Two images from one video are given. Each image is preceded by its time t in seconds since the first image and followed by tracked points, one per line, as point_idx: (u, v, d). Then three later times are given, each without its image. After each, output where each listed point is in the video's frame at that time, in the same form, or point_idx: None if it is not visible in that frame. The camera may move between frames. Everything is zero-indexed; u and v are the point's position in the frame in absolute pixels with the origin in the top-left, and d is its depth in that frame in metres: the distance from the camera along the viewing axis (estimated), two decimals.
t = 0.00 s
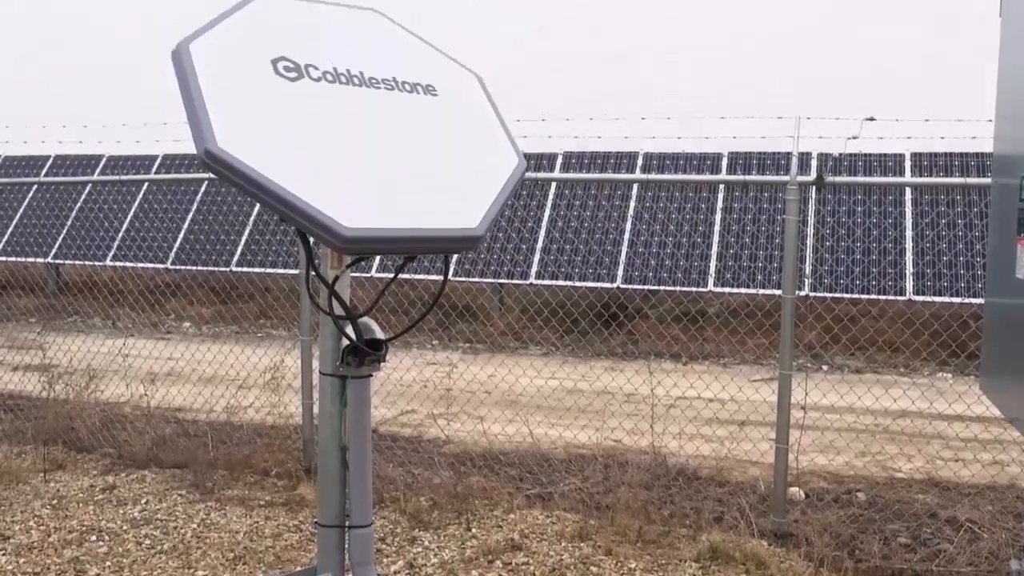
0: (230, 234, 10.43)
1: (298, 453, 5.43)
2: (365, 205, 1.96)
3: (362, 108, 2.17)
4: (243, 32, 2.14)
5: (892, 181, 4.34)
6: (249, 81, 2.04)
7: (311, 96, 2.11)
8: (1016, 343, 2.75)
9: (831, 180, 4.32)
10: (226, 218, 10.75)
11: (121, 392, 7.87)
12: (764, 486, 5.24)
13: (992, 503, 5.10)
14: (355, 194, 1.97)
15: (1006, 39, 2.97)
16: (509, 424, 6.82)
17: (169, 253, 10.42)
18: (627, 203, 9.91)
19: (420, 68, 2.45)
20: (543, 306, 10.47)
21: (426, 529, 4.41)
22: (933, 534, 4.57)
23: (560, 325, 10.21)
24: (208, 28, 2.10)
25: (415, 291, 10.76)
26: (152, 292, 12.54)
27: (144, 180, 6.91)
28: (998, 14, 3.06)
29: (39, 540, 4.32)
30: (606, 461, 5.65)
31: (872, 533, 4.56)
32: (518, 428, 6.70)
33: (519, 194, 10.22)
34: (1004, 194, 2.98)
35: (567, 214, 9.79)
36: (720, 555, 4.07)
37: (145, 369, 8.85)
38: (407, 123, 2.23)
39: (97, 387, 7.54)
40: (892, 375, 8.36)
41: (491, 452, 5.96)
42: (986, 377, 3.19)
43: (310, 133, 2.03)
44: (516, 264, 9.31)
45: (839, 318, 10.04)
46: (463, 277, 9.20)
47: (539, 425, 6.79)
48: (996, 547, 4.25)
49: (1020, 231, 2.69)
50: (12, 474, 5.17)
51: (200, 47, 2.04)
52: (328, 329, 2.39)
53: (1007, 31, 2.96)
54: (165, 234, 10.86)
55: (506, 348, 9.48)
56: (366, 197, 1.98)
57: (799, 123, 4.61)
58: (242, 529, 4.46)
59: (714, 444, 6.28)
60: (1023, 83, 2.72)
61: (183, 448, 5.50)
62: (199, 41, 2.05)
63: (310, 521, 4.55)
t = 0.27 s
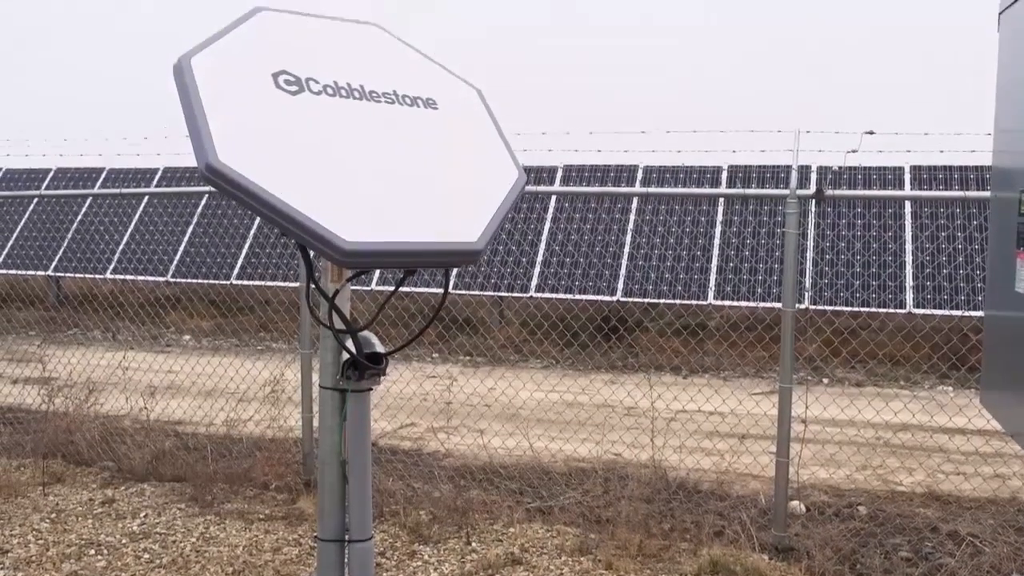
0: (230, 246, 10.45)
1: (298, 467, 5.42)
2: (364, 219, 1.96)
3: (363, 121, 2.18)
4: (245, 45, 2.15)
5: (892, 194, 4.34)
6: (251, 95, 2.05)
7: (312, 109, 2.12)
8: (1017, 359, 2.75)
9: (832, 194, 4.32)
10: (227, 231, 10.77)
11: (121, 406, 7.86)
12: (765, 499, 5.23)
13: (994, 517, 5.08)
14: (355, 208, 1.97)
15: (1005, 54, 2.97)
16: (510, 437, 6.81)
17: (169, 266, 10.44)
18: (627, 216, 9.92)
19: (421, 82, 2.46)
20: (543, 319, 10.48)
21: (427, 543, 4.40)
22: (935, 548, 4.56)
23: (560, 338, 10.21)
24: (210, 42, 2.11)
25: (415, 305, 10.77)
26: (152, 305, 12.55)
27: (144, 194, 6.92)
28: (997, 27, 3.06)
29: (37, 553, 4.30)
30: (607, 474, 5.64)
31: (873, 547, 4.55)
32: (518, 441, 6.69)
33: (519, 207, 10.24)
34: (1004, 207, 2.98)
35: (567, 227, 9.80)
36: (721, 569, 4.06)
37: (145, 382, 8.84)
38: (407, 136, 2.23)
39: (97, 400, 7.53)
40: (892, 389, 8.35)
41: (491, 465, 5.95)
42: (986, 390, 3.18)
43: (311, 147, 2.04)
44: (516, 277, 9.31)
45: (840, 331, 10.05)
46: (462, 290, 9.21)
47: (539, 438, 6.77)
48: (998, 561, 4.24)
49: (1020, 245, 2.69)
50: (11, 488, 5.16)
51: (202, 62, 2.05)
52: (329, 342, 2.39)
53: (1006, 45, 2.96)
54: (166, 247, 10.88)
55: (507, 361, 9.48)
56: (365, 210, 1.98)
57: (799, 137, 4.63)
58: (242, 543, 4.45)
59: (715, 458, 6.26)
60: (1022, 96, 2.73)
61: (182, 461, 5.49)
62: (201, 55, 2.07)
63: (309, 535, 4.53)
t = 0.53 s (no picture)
0: (232, 261, 10.47)
1: (298, 481, 5.41)
2: (365, 234, 1.97)
3: (364, 136, 2.19)
4: (247, 61, 2.16)
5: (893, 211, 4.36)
6: (253, 109, 2.06)
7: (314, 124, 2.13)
8: (1017, 375, 2.75)
9: (832, 207, 4.31)
10: (227, 246, 10.79)
11: (121, 420, 7.85)
12: (767, 515, 5.21)
13: (997, 532, 5.07)
14: (356, 223, 1.98)
15: (1004, 68, 2.98)
16: (510, 452, 6.80)
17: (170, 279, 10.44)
18: (628, 231, 9.93)
19: (422, 97, 2.48)
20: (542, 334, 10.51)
21: (428, 558, 4.38)
22: (937, 564, 4.54)
23: (560, 353, 10.23)
24: (212, 58, 2.12)
25: (415, 319, 10.77)
26: (153, 319, 12.57)
27: (145, 209, 6.92)
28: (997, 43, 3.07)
29: (36, 569, 4.29)
30: (608, 489, 5.63)
31: (875, 562, 4.54)
32: (519, 456, 6.68)
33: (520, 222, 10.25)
34: (1003, 222, 2.99)
35: (567, 241, 9.84)
36: None
37: (146, 397, 8.83)
38: (408, 151, 2.24)
39: (97, 414, 7.52)
40: (894, 403, 8.34)
41: (492, 480, 5.94)
42: (985, 405, 3.19)
43: (312, 161, 2.05)
44: (517, 292, 9.31)
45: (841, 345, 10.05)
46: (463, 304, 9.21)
47: (540, 453, 6.76)
48: None
49: (1020, 261, 2.70)
50: (11, 503, 5.15)
51: (203, 77, 2.07)
52: (329, 357, 2.39)
53: (1006, 61, 2.97)
54: (167, 261, 10.90)
55: (507, 376, 9.47)
56: (367, 226, 1.99)
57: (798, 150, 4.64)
58: (242, 558, 4.44)
59: (716, 473, 6.25)
60: (1021, 113, 2.73)
61: (182, 476, 5.49)
62: (204, 71, 2.08)
63: (310, 550, 4.52)
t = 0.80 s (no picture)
0: (233, 269, 10.48)
1: (298, 490, 5.40)
2: (364, 242, 1.97)
3: (363, 145, 2.20)
4: (247, 71, 2.17)
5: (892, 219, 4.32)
6: (253, 118, 2.07)
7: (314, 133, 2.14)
8: (1017, 383, 2.74)
9: (832, 216, 4.31)
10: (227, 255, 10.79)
11: (120, 429, 7.83)
12: (767, 524, 5.20)
13: (998, 541, 5.07)
14: (356, 233, 1.98)
15: (1003, 76, 2.97)
16: (510, 461, 6.79)
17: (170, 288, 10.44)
18: (628, 240, 9.94)
19: (422, 106, 2.48)
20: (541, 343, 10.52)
21: (427, 568, 4.37)
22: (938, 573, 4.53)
23: (560, 362, 10.24)
24: (212, 68, 2.13)
25: (415, 328, 10.78)
26: (153, 328, 12.58)
27: (144, 219, 6.92)
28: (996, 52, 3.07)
29: None
30: (608, 498, 5.62)
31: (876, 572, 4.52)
32: (519, 465, 6.67)
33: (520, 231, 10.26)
34: (1003, 229, 2.98)
35: (567, 250, 9.85)
36: None
37: (145, 405, 8.82)
38: (408, 160, 2.25)
39: (97, 424, 7.51)
40: (894, 412, 8.33)
41: (491, 489, 5.93)
42: (985, 414, 3.18)
43: (311, 170, 2.05)
44: (516, 301, 9.30)
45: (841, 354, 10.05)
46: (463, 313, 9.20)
47: (540, 462, 6.76)
48: None
49: (1020, 270, 2.70)
50: (10, 512, 5.14)
51: (203, 87, 2.07)
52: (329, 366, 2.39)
53: (1005, 69, 2.97)
54: (167, 271, 10.90)
55: (507, 385, 9.47)
56: (367, 234, 1.99)
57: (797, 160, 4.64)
58: (241, 567, 4.43)
59: (716, 482, 6.24)
60: (1021, 122, 2.73)
61: (181, 485, 5.47)
62: (204, 81, 2.09)
63: (309, 560, 4.51)
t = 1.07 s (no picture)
0: (231, 276, 10.49)
1: (296, 497, 5.39)
2: (364, 249, 1.98)
3: (363, 152, 2.20)
4: (247, 78, 2.17)
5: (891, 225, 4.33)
6: (252, 125, 2.07)
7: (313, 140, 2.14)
8: (1016, 390, 2.73)
9: (830, 223, 4.32)
10: (226, 261, 10.80)
11: (119, 436, 7.82)
12: (766, 530, 5.20)
13: (996, 548, 5.07)
14: (355, 239, 1.99)
15: (1001, 82, 2.97)
16: (509, 467, 6.79)
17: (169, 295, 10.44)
18: (627, 247, 9.95)
19: (421, 111, 2.49)
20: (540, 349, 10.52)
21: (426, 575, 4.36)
22: None
23: (559, 368, 10.25)
24: (212, 75, 2.13)
25: (414, 335, 10.79)
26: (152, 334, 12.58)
27: (143, 225, 6.92)
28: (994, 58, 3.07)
29: None
30: (607, 504, 5.61)
31: None
32: (518, 472, 6.66)
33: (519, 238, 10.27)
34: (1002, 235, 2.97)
35: (565, 257, 9.86)
36: None
37: (143, 412, 8.81)
38: (407, 166, 2.25)
39: (96, 430, 7.50)
40: (893, 418, 8.33)
41: (490, 496, 5.92)
42: (983, 418, 3.18)
43: (311, 177, 2.05)
44: (515, 307, 9.30)
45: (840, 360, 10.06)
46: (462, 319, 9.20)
47: (539, 469, 6.75)
48: None
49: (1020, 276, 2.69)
50: (8, 519, 5.13)
51: (203, 94, 2.08)
52: (327, 373, 2.38)
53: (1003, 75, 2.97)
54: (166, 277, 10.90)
55: (506, 391, 9.46)
56: (366, 241, 2.00)
57: (795, 167, 4.64)
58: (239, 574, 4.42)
59: (715, 488, 6.24)
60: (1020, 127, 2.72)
61: (180, 491, 5.47)
62: (204, 88, 2.09)
63: (307, 567, 4.50)
